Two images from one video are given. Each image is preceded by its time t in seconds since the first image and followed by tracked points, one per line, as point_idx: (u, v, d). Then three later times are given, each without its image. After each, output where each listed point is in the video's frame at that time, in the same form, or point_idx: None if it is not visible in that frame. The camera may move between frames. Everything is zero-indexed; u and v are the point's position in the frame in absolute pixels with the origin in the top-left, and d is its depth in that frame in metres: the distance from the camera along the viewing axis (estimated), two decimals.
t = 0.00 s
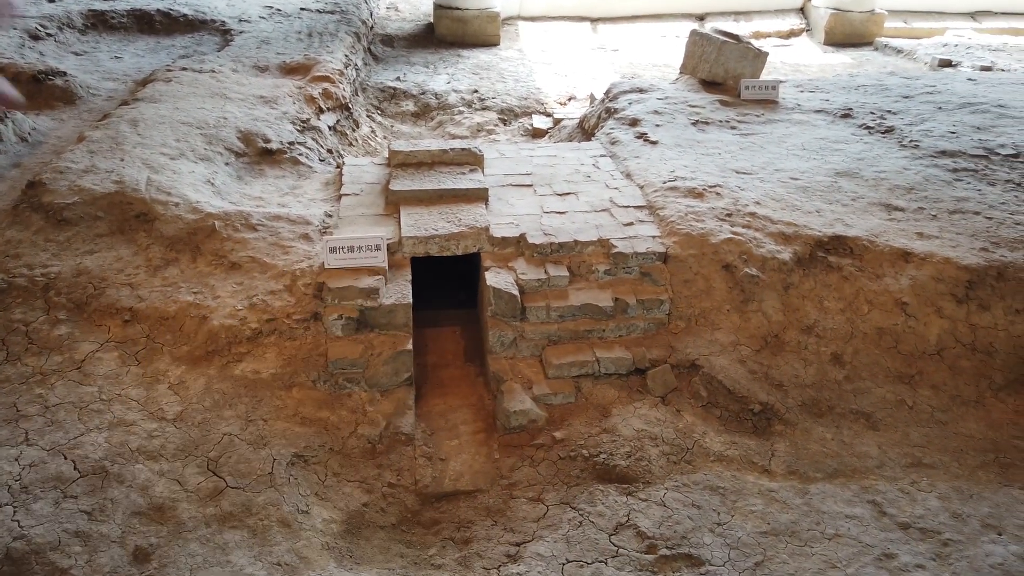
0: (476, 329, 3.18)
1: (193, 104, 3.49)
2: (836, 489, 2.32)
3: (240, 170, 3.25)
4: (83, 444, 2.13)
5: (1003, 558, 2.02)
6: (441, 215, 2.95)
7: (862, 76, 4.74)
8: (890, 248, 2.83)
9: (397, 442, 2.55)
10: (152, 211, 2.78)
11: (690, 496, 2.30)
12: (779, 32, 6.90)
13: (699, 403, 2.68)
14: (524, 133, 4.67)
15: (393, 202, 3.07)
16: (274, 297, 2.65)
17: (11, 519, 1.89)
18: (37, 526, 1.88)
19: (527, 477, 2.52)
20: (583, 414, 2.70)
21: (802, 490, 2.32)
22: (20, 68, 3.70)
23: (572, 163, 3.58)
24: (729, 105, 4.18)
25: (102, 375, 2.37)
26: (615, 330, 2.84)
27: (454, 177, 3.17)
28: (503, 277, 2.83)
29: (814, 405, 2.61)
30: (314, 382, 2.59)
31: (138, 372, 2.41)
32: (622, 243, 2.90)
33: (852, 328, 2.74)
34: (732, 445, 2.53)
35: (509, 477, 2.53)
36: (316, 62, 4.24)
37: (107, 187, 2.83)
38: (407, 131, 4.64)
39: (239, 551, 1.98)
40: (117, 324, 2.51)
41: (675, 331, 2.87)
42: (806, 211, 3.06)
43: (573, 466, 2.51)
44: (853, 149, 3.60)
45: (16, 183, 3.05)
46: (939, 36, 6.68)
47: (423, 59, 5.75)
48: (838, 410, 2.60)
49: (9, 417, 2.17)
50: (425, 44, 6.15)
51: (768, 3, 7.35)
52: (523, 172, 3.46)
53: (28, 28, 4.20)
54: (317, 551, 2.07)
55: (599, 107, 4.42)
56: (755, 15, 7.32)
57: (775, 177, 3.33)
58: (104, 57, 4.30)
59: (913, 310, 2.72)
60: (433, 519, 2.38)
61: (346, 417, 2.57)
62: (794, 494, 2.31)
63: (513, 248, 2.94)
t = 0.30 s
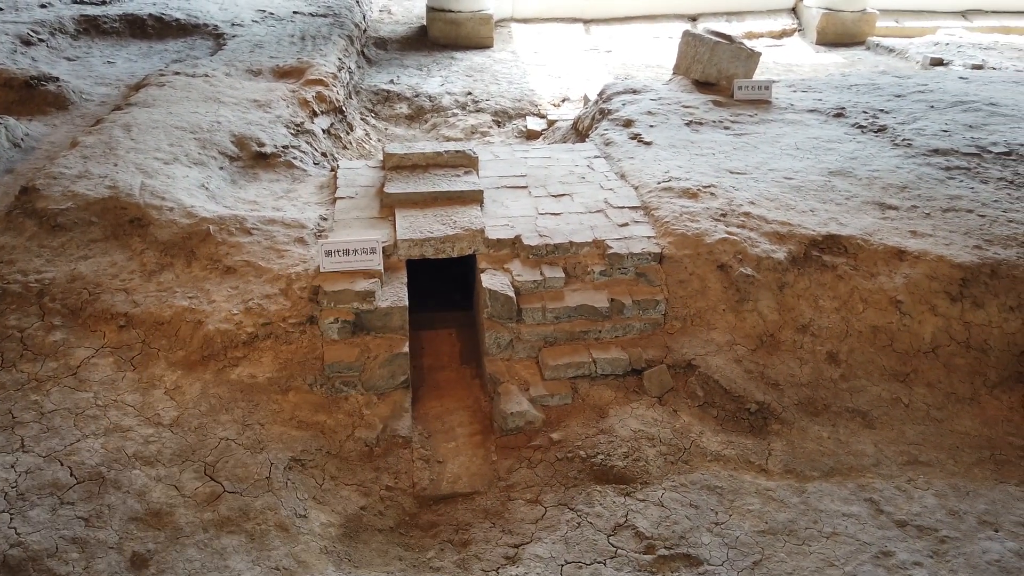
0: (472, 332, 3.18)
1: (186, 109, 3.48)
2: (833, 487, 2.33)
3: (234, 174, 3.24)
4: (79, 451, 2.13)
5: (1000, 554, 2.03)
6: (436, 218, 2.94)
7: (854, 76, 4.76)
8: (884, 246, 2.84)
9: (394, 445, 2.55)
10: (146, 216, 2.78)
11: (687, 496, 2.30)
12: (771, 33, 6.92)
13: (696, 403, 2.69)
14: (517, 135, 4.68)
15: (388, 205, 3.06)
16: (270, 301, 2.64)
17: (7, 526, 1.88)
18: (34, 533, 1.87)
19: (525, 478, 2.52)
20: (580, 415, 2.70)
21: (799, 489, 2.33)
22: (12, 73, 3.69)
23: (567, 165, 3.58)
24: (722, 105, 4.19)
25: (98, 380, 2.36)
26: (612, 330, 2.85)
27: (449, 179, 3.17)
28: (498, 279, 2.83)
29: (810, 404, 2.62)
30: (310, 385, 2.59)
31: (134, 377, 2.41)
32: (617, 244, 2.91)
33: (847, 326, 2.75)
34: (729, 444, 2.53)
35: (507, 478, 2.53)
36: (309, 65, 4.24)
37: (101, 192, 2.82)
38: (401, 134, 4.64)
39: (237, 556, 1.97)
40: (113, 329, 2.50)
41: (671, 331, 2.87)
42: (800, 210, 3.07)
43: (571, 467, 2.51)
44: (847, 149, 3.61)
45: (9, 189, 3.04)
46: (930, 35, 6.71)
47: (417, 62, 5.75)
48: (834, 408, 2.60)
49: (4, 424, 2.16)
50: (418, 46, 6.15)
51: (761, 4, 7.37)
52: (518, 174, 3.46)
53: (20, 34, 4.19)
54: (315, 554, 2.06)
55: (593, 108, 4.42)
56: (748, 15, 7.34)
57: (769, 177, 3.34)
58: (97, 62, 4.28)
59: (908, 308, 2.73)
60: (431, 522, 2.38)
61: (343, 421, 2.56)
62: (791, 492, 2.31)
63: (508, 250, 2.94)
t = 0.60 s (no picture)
0: (475, 334, 3.18)
1: (190, 112, 3.49)
2: (837, 490, 2.33)
3: (239, 178, 3.25)
4: (85, 453, 2.13)
5: (1004, 558, 2.03)
6: (440, 221, 2.95)
7: (857, 79, 4.76)
8: (887, 249, 2.84)
9: (399, 448, 2.55)
10: (151, 219, 2.78)
11: (692, 499, 2.31)
12: (774, 36, 6.93)
13: (699, 406, 2.69)
14: (520, 138, 4.68)
15: (392, 208, 3.07)
16: (274, 304, 2.65)
17: (13, 528, 1.88)
18: (40, 535, 1.87)
19: (529, 481, 2.52)
20: (584, 418, 2.70)
21: (804, 492, 2.33)
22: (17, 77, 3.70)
23: (570, 168, 3.59)
24: (725, 108, 4.20)
25: (103, 383, 2.37)
26: (615, 333, 2.85)
27: (452, 182, 3.17)
28: (502, 282, 2.83)
29: (814, 406, 2.62)
30: (315, 389, 2.59)
31: (139, 380, 2.41)
32: (620, 247, 2.91)
33: (851, 330, 2.75)
34: (733, 448, 2.53)
35: (511, 481, 2.53)
36: (312, 69, 4.25)
37: (106, 196, 2.83)
38: (404, 137, 4.64)
39: (242, 559, 1.97)
40: (118, 331, 2.51)
41: (674, 333, 2.87)
42: (804, 213, 3.07)
43: (575, 470, 2.51)
44: (850, 152, 3.62)
45: (14, 193, 3.04)
46: (933, 38, 6.72)
47: (420, 65, 5.76)
48: (838, 411, 2.60)
49: (10, 426, 2.17)
50: (421, 50, 6.16)
51: (763, 7, 7.38)
52: (521, 177, 3.47)
53: (25, 38, 4.20)
54: (319, 557, 2.07)
55: (596, 111, 4.43)
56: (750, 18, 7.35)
57: (772, 180, 3.35)
58: (101, 65, 4.30)
59: (912, 311, 2.73)
60: (435, 524, 2.38)
61: (347, 423, 2.57)
62: (796, 495, 2.31)
63: (511, 253, 2.95)
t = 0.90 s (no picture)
0: (482, 340, 3.19)
1: (199, 118, 3.51)
2: (845, 498, 2.32)
3: (247, 183, 3.27)
4: (93, 457, 2.14)
5: (1015, 567, 2.02)
6: (447, 226, 2.95)
7: (866, 85, 4.76)
8: (896, 256, 2.83)
9: (405, 453, 2.55)
10: (160, 224, 2.80)
11: (699, 506, 2.30)
12: (781, 42, 6.93)
13: (707, 412, 2.68)
14: (528, 143, 4.69)
15: (399, 213, 3.08)
16: (282, 308, 2.65)
17: (22, 532, 1.89)
18: (48, 539, 1.88)
19: (536, 487, 2.51)
20: (590, 424, 2.70)
21: (812, 499, 2.32)
22: (29, 83, 3.73)
23: (577, 174, 3.59)
24: (733, 114, 4.19)
25: (112, 387, 2.38)
26: (623, 339, 2.84)
27: (460, 188, 3.18)
28: (509, 287, 2.83)
29: (822, 414, 2.61)
30: (322, 394, 2.60)
31: (147, 384, 2.42)
32: (627, 253, 2.91)
33: (859, 337, 2.74)
34: (740, 455, 2.52)
35: (517, 487, 2.52)
36: (321, 75, 4.27)
37: (116, 201, 2.84)
38: (412, 143, 4.66)
39: (249, 563, 1.97)
40: (127, 336, 2.52)
41: (682, 340, 2.87)
42: (812, 220, 3.06)
43: (582, 477, 2.50)
44: (858, 158, 3.61)
45: (26, 198, 3.07)
46: (942, 44, 6.70)
47: (428, 71, 5.78)
48: (847, 418, 2.59)
49: (20, 430, 2.18)
50: (429, 56, 6.19)
51: (771, 13, 7.38)
52: (529, 183, 3.47)
53: (37, 44, 4.24)
54: (326, 563, 2.07)
55: (603, 117, 4.44)
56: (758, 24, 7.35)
57: (780, 186, 3.34)
58: (112, 71, 4.33)
59: (920, 318, 2.72)
60: (441, 530, 2.38)
61: (353, 429, 2.57)
62: (804, 503, 2.30)
63: (519, 259, 2.95)
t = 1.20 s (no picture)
0: (484, 342, 3.19)
1: (203, 121, 3.52)
2: (849, 500, 2.31)
3: (250, 185, 3.27)
4: (96, 459, 2.14)
5: (1020, 570, 2.01)
6: (449, 228, 2.96)
7: (869, 86, 4.75)
8: (899, 257, 2.82)
9: (408, 455, 2.55)
10: (163, 226, 2.80)
11: (702, 508, 2.29)
12: (785, 43, 6.92)
13: (710, 414, 2.67)
14: (531, 145, 4.70)
15: (401, 215, 3.08)
16: (285, 310, 2.66)
17: (24, 534, 1.89)
18: (50, 541, 1.88)
19: (538, 489, 2.51)
20: (593, 426, 2.69)
21: (815, 502, 2.31)
22: (33, 86, 3.74)
23: (580, 175, 3.59)
24: (736, 116, 4.19)
25: (115, 390, 2.38)
26: (625, 341, 2.84)
27: (462, 190, 3.18)
28: (512, 289, 2.83)
29: (825, 415, 2.60)
30: (324, 396, 2.59)
31: (150, 387, 2.43)
32: (630, 255, 2.91)
33: (862, 338, 2.73)
34: (744, 456, 2.51)
35: (519, 489, 2.52)
36: (323, 77, 4.28)
37: (119, 203, 2.85)
38: (415, 145, 4.67)
39: (251, 565, 1.98)
40: (129, 338, 2.52)
41: (685, 341, 2.86)
42: (814, 221, 3.06)
43: (585, 479, 2.50)
44: (861, 159, 3.60)
45: (30, 201, 3.08)
46: (946, 45, 6.69)
47: (431, 74, 5.79)
48: (850, 420, 2.58)
49: (23, 432, 2.18)
50: (432, 58, 6.20)
51: (774, 14, 7.37)
52: (531, 184, 3.47)
53: (41, 47, 4.26)
54: (328, 565, 2.07)
55: (606, 119, 4.43)
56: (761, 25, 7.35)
57: (783, 187, 3.33)
58: (116, 75, 4.34)
59: (924, 320, 2.71)
60: (444, 532, 2.37)
61: (356, 431, 2.57)
62: (807, 505, 2.29)
63: (521, 260, 2.95)
